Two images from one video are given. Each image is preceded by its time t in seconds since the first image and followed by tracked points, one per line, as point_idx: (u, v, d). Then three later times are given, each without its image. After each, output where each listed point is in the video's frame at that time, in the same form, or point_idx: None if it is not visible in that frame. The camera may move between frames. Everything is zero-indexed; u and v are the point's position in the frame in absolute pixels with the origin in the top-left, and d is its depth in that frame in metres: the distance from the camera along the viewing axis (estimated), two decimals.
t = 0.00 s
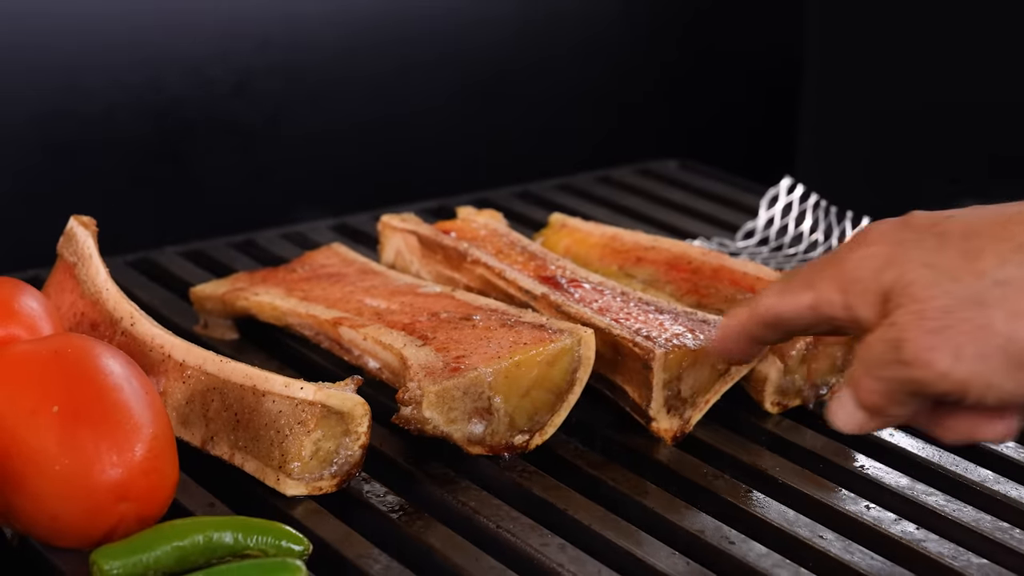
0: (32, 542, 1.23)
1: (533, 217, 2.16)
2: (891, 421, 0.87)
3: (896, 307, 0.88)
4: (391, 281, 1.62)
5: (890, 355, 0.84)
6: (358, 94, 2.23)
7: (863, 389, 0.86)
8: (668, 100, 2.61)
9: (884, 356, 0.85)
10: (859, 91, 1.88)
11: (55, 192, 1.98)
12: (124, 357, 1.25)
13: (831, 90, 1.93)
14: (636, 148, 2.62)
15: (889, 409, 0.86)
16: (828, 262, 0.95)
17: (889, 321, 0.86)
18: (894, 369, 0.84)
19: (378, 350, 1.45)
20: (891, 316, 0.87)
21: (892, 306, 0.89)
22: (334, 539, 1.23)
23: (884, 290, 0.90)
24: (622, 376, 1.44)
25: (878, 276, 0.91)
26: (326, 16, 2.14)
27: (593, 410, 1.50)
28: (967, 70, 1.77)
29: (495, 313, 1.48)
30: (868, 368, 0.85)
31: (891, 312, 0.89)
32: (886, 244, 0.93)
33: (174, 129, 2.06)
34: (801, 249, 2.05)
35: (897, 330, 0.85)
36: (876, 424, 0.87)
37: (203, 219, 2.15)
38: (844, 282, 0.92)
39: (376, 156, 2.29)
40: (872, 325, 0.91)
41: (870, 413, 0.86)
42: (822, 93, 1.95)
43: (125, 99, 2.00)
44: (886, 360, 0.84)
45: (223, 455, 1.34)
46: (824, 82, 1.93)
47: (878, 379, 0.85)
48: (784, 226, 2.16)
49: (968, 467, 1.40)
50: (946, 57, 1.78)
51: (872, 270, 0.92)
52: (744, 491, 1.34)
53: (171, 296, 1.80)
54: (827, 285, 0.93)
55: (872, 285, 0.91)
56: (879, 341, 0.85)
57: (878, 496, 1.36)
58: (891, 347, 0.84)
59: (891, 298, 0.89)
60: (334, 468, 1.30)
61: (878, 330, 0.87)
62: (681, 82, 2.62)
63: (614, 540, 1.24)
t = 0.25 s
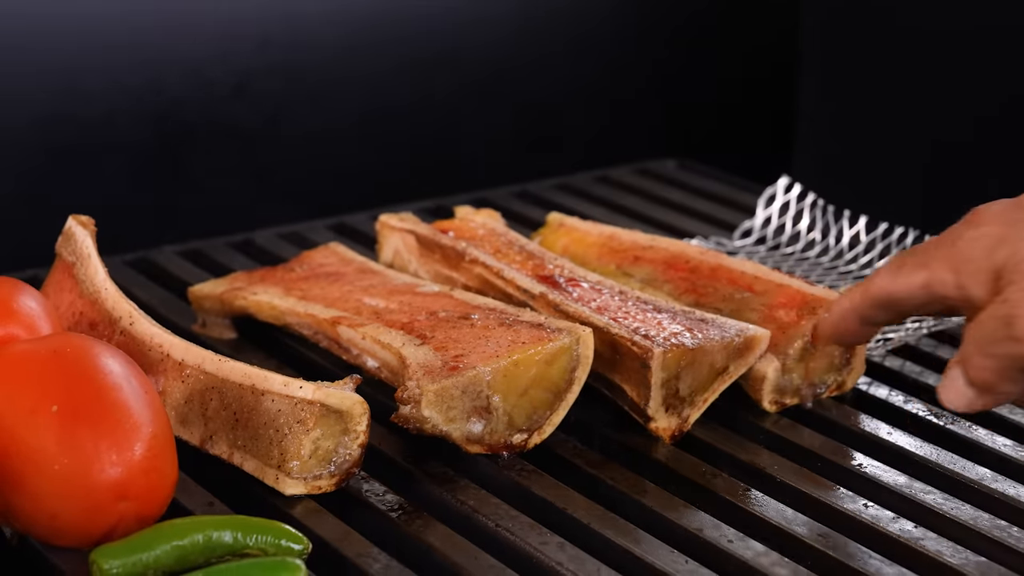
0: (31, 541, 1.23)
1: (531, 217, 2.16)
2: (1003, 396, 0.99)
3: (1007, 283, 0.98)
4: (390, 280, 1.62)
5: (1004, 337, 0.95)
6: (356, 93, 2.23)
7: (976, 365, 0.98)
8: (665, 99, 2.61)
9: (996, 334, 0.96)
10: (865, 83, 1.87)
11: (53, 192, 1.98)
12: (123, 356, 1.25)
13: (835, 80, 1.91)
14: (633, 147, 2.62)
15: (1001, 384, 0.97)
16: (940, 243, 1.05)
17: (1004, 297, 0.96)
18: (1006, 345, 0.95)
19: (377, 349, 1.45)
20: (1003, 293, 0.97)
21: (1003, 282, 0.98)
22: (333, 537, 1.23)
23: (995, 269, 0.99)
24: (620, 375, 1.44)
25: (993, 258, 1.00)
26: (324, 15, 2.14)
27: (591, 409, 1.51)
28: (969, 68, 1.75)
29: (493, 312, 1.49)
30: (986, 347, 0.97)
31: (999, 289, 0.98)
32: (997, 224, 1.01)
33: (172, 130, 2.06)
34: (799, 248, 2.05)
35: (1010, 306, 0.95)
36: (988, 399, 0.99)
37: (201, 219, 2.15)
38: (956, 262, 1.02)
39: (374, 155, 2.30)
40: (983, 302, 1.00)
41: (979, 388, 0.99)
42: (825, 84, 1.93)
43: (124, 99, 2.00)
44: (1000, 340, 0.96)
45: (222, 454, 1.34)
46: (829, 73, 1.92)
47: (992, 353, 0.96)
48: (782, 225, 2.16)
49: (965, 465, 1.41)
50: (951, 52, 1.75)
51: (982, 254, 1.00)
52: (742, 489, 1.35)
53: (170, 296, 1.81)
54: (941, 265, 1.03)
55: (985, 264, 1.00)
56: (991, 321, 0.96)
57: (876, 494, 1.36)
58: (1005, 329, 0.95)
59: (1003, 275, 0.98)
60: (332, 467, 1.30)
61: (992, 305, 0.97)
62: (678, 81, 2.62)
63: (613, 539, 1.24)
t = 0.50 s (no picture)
0: (32, 541, 1.23)
1: (530, 217, 2.16)
2: None
3: None
4: (389, 280, 1.62)
5: None
6: (355, 92, 2.23)
7: (1003, 387, 1.01)
8: (664, 99, 2.61)
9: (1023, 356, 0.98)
10: (865, 83, 1.83)
11: (52, 192, 1.98)
12: (123, 356, 1.25)
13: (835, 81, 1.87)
14: (631, 147, 2.62)
15: None
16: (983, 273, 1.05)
17: None
18: None
19: (376, 349, 1.45)
20: None
21: None
22: (333, 537, 1.24)
23: None
24: (619, 375, 1.44)
25: None
26: (323, 13, 2.14)
27: (591, 409, 1.51)
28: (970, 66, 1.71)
29: (492, 312, 1.49)
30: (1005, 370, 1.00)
31: None
32: None
33: (171, 129, 2.06)
34: (797, 248, 2.05)
35: None
36: (1016, 420, 1.03)
37: (200, 219, 2.14)
38: (986, 280, 1.05)
39: (373, 155, 2.30)
40: (1014, 318, 1.03)
41: (1006, 411, 1.03)
42: (825, 84, 1.89)
43: (122, 98, 2.00)
44: None
45: (221, 454, 1.34)
46: (828, 73, 1.87)
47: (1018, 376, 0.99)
48: (780, 225, 2.17)
49: (965, 465, 1.41)
50: (952, 53, 1.72)
51: (1010, 272, 1.03)
52: (741, 489, 1.35)
53: (169, 296, 1.81)
54: (967, 283, 1.06)
55: (1013, 281, 1.03)
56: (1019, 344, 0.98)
57: (875, 494, 1.36)
58: None
59: None
60: (332, 467, 1.30)
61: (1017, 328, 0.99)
62: (675, 80, 2.62)
63: (613, 539, 1.24)
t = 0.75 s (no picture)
0: (31, 543, 1.23)
1: (529, 218, 2.16)
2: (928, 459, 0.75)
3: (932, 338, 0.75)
4: (388, 282, 1.62)
5: (937, 396, 0.72)
6: (354, 91, 2.23)
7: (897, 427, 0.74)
8: (662, 99, 2.61)
9: (918, 390, 0.72)
10: (864, 84, 1.83)
11: (50, 192, 1.97)
12: (122, 358, 1.25)
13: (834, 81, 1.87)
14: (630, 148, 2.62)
15: (925, 448, 0.74)
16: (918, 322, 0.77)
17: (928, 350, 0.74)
18: (929, 405, 0.72)
19: (375, 351, 1.45)
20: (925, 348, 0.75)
21: (927, 339, 0.76)
22: (333, 539, 1.23)
23: (920, 321, 0.77)
24: (619, 377, 1.44)
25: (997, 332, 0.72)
26: (323, 13, 2.14)
27: (591, 411, 1.51)
28: (972, 67, 1.72)
29: (492, 314, 1.49)
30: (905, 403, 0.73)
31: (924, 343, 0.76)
32: (921, 272, 0.80)
33: (170, 128, 2.06)
34: (796, 250, 2.06)
35: (934, 360, 0.73)
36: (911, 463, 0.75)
37: (198, 219, 2.14)
38: (874, 312, 0.79)
39: (371, 156, 2.30)
40: (908, 359, 0.78)
41: (902, 453, 0.74)
42: (824, 84, 1.89)
43: (121, 98, 2.00)
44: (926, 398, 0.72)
45: (221, 456, 1.34)
46: (827, 73, 1.88)
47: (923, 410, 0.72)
48: (778, 227, 2.17)
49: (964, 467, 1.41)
50: (953, 53, 1.72)
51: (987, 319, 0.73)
52: (741, 491, 1.35)
53: (168, 297, 1.81)
54: (858, 314, 0.80)
55: (907, 314, 0.78)
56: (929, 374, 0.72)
57: (874, 496, 1.36)
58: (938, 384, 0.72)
59: (927, 329, 0.76)
60: (332, 469, 1.30)
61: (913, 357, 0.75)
62: (674, 81, 2.62)
63: (613, 541, 1.24)
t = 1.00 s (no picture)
0: (30, 545, 1.23)
1: (527, 220, 2.16)
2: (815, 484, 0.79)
3: (818, 365, 0.76)
4: (386, 284, 1.62)
5: (826, 428, 0.74)
6: (352, 92, 2.23)
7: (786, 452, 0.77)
8: (661, 101, 2.62)
9: (808, 420, 0.75)
10: (861, 84, 1.82)
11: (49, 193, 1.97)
12: (121, 360, 1.25)
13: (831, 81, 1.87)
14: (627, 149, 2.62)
15: (812, 474, 0.77)
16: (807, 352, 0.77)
17: (814, 377, 0.75)
18: (819, 434, 0.75)
19: (374, 353, 1.45)
20: (813, 374, 0.76)
21: (813, 364, 0.77)
22: (332, 541, 1.24)
23: (806, 345, 0.78)
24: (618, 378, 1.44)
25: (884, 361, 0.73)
26: (322, 13, 2.14)
27: (589, 413, 1.51)
28: (970, 69, 1.71)
29: (490, 316, 1.49)
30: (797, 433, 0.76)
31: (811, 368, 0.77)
32: (807, 293, 0.80)
33: (169, 129, 2.06)
34: (794, 251, 2.06)
35: (821, 388, 0.74)
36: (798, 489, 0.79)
37: (196, 221, 2.14)
38: (756, 334, 0.80)
39: (370, 157, 2.30)
40: (790, 381, 0.79)
41: (791, 480, 0.78)
42: (820, 84, 1.88)
43: (122, 98, 2.00)
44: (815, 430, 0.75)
45: (219, 458, 1.34)
46: (823, 73, 1.86)
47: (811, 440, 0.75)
48: (777, 228, 2.17)
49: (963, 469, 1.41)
50: (953, 54, 1.71)
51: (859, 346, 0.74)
52: (739, 493, 1.35)
53: (166, 299, 1.81)
54: (736, 337, 0.81)
55: (793, 338, 0.78)
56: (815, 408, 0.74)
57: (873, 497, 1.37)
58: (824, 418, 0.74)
59: (813, 354, 0.77)
60: (330, 470, 1.29)
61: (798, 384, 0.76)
62: (672, 82, 2.62)
63: (612, 543, 1.24)
